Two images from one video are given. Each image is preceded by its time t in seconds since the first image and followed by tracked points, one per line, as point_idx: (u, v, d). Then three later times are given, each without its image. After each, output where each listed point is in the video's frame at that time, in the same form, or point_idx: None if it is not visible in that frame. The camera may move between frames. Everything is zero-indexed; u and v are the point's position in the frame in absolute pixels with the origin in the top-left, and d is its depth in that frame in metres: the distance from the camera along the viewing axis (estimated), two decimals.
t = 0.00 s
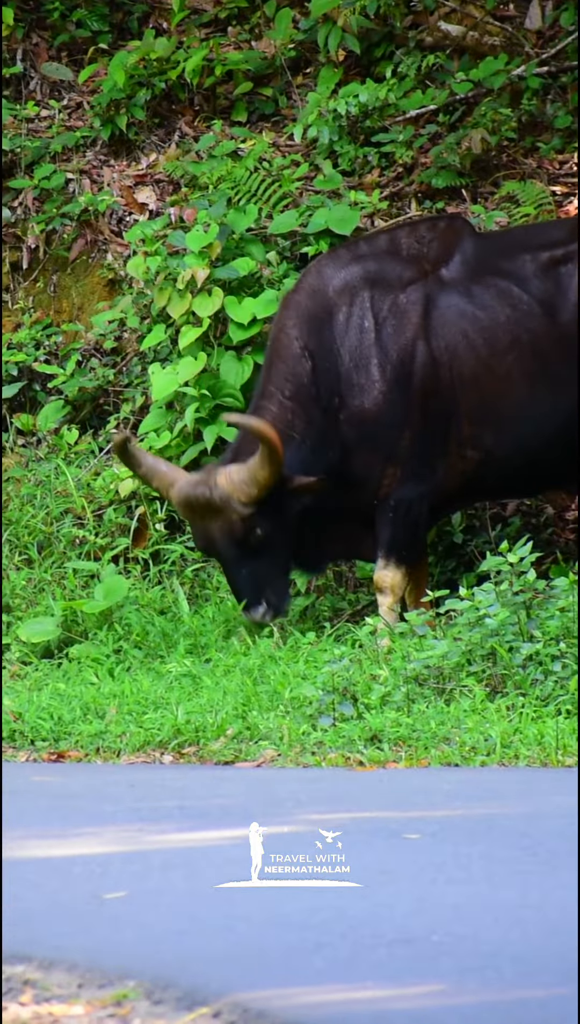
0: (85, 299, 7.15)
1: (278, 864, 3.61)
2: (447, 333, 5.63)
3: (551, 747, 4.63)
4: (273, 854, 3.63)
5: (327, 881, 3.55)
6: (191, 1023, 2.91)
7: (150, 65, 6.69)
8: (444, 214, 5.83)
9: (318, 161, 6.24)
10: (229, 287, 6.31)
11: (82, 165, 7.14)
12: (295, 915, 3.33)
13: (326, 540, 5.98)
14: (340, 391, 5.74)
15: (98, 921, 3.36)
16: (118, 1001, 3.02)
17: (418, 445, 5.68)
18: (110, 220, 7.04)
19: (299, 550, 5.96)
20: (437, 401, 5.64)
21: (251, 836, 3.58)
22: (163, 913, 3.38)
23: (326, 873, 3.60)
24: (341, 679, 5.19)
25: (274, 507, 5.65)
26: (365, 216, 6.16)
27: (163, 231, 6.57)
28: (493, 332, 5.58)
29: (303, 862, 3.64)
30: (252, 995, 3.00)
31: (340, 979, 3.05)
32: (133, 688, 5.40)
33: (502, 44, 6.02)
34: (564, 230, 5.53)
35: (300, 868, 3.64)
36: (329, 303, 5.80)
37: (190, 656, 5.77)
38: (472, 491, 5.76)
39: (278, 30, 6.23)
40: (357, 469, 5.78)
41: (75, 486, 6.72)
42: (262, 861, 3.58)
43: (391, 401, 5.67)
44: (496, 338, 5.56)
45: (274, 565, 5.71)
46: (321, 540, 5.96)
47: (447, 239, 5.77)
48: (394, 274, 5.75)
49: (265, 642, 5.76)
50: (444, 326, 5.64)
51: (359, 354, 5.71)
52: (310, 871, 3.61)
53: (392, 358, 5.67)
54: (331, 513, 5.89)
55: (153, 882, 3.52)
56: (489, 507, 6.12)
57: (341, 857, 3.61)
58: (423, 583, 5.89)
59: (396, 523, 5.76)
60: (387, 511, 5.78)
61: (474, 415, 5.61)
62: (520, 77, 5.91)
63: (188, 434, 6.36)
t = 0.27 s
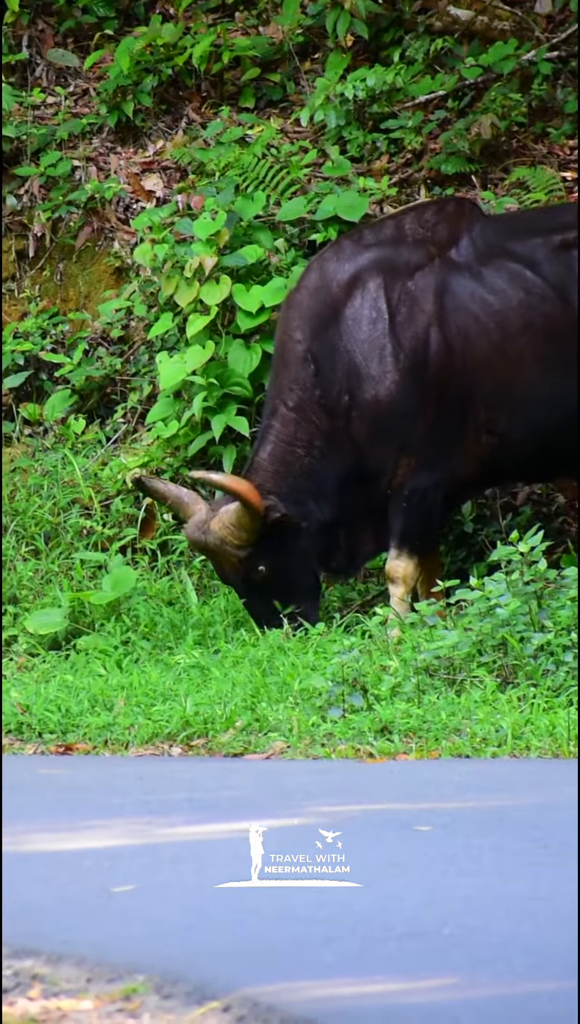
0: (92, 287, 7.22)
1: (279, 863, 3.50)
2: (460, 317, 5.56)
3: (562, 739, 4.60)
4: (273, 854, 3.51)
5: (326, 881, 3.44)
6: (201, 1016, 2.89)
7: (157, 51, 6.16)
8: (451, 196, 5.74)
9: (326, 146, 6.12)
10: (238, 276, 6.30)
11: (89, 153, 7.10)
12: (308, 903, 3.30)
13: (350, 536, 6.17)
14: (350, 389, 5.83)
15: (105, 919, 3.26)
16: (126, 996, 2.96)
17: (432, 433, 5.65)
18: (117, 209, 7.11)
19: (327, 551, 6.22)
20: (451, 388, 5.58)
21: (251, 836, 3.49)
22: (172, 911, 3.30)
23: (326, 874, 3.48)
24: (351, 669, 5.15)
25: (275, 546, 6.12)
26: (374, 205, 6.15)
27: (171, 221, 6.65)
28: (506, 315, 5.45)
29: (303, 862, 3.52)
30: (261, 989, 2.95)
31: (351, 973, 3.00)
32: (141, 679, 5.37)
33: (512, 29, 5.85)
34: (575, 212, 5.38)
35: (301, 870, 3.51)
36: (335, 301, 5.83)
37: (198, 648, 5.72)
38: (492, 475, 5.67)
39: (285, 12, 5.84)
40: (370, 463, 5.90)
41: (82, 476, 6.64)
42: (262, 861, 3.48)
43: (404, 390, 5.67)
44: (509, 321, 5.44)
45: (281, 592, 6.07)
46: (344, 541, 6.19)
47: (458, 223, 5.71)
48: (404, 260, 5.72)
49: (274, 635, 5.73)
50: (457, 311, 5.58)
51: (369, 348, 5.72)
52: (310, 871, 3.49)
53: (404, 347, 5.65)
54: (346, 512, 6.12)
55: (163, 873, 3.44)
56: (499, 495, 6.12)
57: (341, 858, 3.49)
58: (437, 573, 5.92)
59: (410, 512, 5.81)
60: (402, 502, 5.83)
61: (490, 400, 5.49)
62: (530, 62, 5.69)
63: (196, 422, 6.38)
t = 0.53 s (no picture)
0: (95, 253, 6.98)
1: (279, 864, 3.25)
2: (479, 282, 5.37)
3: None
4: (274, 854, 3.27)
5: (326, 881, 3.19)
6: (209, 1010, 2.73)
7: (162, 8, 6.02)
8: (469, 158, 5.51)
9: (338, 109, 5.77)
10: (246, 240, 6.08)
11: (91, 115, 6.80)
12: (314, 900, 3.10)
13: (358, 509, 5.91)
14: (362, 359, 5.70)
15: (110, 907, 3.06)
16: (133, 988, 2.82)
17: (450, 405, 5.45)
18: (121, 172, 6.81)
19: (333, 523, 5.96)
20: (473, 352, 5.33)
21: (251, 836, 3.27)
22: (180, 899, 3.10)
23: (324, 875, 3.22)
24: (365, 648, 4.97)
25: (261, 519, 5.99)
26: (387, 167, 5.84)
27: (178, 185, 6.43)
28: (526, 278, 5.22)
29: (303, 862, 3.27)
30: (270, 980, 2.76)
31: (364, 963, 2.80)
32: (147, 659, 5.21)
33: None
34: None
35: (299, 871, 3.25)
36: (347, 266, 5.70)
37: (206, 627, 5.56)
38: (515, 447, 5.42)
39: None
40: (384, 432, 5.68)
41: (85, 449, 6.57)
42: (261, 859, 3.24)
43: (423, 359, 5.51)
44: (530, 284, 5.20)
45: (273, 568, 5.92)
46: (352, 514, 5.93)
47: (476, 186, 5.49)
48: (420, 224, 5.55)
49: (285, 614, 5.56)
50: (476, 275, 5.38)
51: (383, 314, 5.59)
52: (310, 872, 3.24)
53: (421, 314, 5.48)
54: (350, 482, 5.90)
55: (170, 859, 3.24)
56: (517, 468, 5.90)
57: (341, 857, 3.26)
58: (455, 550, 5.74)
59: (426, 484, 5.61)
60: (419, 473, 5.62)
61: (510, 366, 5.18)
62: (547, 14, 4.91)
63: (203, 393, 6.22)
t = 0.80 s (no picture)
0: (97, 220, 6.26)
1: (278, 864, 3.39)
2: (495, 246, 5.81)
3: None
4: (273, 854, 3.40)
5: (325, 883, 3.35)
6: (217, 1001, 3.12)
7: None
8: (484, 114, 5.54)
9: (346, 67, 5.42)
10: (253, 204, 5.84)
11: (93, 75, 6.08)
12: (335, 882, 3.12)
13: (368, 488, 5.96)
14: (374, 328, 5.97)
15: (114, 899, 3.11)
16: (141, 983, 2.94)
17: (464, 371, 5.75)
18: (123, 134, 6.09)
19: (340, 505, 5.94)
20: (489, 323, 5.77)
21: (251, 837, 3.39)
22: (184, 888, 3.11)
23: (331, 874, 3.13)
24: (377, 627, 4.83)
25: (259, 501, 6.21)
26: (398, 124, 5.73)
27: (183, 147, 5.96)
28: (545, 240, 5.74)
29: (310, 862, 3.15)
30: (281, 970, 3.17)
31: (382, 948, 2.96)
32: (152, 640, 5.06)
33: None
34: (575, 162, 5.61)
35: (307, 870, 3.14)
36: (356, 235, 5.90)
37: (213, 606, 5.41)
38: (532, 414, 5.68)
39: None
40: (395, 404, 5.86)
41: (87, 422, 6.19)
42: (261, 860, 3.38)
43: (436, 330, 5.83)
44: (548, 249, 5.73)
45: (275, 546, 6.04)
46: (360, 496, 5.95)
47: (494, 147, 5.70)
48: (431, 187, 5.83)
49: (294, 591, 5.42)
50: (493, 240, 5.81)
51: (395, 284, 5.90)
52: (309, 873, 3.37)
53: (435, 282, 5.84)
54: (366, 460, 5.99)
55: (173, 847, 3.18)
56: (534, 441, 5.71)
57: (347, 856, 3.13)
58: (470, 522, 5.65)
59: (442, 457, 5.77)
60: (432, 444, 5.78)
61: (527, 330, 5.73)
62: None
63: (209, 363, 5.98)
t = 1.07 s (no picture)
0: (97, 191, 6.25)
1: (279, 863, 2.96)
2: (505, 217, 5.43)
3: None
4: (274, 851, 2.97)
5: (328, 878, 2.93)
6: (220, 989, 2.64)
7: None
8: (495, 83, 5.30)
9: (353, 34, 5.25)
10: (257, 176, 5.79)
11: (92, 42, 5.94)
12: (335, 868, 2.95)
13: (378, 470, 5.71)
14: (378, 303, 5.56)
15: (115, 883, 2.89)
16: (141, 966, 2.69)
17: (473, 349, 5.37)
18: (125, 104, 6.05)
19: (351, 487, 5.73)
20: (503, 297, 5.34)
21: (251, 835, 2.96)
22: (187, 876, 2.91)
23: (324, 876, 2.94)
24: (385, 609, 4.70)
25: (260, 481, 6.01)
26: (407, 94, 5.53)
27: (183, 116, 5.85)
28: (559, 210, 5.35)
29: (303, 862, 2.97)
30: (287, 958, 2.69)
31: (387, 938, 2.73)
32: (155, 621, 4.97)
33: None
34: None
35: (300, 872, 2.96)
36: (361, 206, 5.54)
37: (217, 588, 5.32)
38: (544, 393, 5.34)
39: None
40: (402, 382, 5.53)
41: (88, 399, 6.33)
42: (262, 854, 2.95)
43: (446, 302, 5.41)
44: (562, 219, 5.33)
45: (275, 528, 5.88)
46: (372, 474, 5.72)
47: (504, 113, 5.40)
48: (440, 156, 5.51)
49: (300, 570, 5.33)
50: (501, 212, 5.43)
51: (403, 256, 5.50)
52: (311, 871, 2.95)
53: (444, 255, 5.45)
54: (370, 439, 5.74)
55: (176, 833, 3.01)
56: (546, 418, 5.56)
57: (341, 856, 2.95)
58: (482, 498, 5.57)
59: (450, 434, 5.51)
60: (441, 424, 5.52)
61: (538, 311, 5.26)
62: None
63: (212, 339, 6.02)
